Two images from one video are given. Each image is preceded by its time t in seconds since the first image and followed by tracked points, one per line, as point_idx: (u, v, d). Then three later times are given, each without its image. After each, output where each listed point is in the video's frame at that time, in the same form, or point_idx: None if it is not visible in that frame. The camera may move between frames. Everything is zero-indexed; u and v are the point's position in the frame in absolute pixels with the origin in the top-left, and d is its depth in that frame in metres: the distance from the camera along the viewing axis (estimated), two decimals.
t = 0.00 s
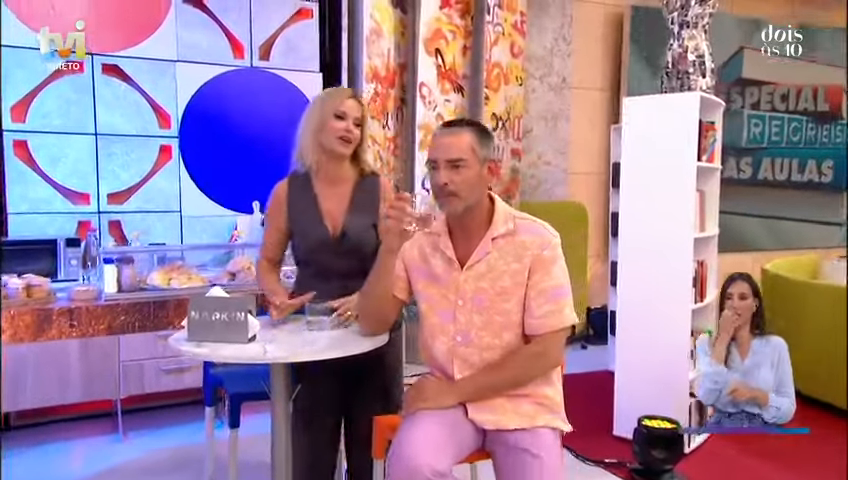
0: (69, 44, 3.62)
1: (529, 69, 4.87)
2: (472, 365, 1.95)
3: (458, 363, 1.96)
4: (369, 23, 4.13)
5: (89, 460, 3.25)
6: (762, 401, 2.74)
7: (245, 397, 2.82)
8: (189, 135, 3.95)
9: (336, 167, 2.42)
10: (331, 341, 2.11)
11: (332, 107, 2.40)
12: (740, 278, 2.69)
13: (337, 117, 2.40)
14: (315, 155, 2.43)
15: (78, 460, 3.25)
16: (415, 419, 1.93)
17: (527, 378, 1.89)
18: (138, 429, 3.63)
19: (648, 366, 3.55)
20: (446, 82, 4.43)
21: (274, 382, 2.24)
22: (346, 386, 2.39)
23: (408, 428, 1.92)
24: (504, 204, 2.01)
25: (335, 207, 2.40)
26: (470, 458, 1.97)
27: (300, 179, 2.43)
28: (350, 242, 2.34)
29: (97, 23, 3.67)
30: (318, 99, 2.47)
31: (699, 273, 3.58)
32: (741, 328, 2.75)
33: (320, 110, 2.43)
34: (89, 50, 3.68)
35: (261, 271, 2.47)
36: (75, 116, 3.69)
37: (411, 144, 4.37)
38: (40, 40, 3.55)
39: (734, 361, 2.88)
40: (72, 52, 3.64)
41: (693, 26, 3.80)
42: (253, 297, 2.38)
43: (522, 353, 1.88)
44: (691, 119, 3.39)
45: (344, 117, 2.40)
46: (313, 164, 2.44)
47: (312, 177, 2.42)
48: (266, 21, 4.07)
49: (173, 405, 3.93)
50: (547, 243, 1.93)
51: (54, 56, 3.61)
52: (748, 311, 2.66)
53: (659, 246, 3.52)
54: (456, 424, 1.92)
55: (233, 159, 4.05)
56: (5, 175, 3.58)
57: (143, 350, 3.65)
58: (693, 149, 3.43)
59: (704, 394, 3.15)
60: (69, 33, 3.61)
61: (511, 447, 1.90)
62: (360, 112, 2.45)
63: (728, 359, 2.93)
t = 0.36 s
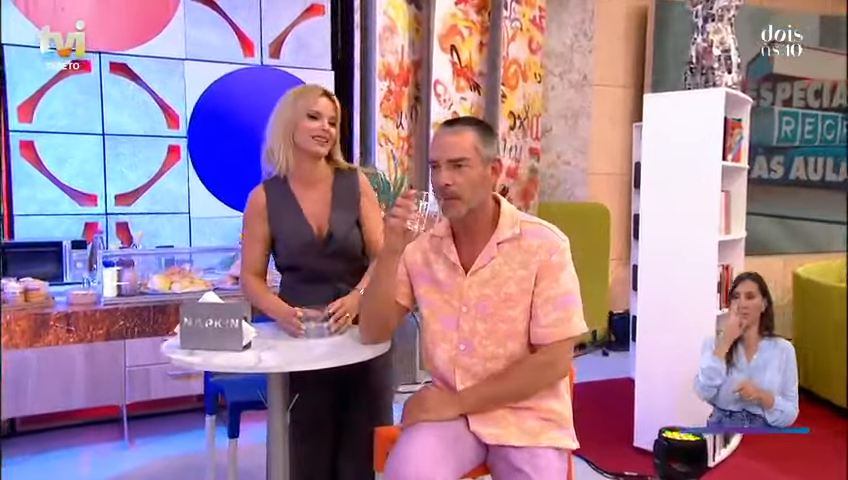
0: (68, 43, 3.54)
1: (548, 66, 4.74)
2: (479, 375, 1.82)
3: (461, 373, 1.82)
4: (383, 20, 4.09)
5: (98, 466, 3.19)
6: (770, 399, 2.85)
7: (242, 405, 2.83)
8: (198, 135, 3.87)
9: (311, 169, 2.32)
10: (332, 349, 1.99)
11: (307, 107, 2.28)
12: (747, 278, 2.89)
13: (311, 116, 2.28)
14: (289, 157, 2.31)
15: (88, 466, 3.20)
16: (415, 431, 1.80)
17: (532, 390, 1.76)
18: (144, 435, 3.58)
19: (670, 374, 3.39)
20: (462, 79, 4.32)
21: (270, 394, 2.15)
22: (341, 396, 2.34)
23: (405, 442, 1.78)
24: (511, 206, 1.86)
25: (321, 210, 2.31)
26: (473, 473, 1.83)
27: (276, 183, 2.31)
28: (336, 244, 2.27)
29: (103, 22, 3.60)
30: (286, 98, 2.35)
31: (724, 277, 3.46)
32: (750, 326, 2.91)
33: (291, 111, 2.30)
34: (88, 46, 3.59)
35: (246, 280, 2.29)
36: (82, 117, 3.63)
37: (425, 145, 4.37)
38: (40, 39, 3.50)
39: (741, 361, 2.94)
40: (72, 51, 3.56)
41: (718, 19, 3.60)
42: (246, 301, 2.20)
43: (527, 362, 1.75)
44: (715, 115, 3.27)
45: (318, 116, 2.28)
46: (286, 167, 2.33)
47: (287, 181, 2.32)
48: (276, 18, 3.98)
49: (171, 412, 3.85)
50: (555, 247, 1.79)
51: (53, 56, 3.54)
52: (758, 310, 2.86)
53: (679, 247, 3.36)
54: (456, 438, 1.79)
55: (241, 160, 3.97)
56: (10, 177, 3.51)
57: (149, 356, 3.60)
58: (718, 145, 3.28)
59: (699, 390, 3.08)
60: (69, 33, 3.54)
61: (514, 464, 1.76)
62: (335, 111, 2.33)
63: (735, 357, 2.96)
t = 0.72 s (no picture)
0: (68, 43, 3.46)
1: (563, 63, 4.69)
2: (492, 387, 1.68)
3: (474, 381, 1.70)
4: (392, 16, 3.96)
5: (99, 474, 3.10)
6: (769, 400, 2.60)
7: (242, 415, 2.82)
8: (202, 133, 3.76)
9: (330, 179, 2.20)
10: (328, 360, 1.86)
11: (330, 114, 2.18)
12: (738, 277, 2.72)
13: (336, 124, 2.17)
14: (308, 165, 2.17)
15: (86, 473, 3.11)
16: (422, 447, 1.66)
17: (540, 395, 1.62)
18: (145, 444, 3.49)
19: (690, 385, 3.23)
20: (474, 77, 4.20)
21: (269, 403, 2.02)
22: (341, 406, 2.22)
23: (411, 459, 1.65)
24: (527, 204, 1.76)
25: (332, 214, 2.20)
26: None
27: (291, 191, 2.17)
28: (348, 256, 2.18)
29: (104, 19, 3.51)
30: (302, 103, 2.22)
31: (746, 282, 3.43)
32: (747, 326, 2.69)
33: (312, 116, 2.18)
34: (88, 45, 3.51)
35: (250, 285, 2.12)
36: (84, 117, 3.54)
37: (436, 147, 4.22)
38: (40, 38, 3.40)
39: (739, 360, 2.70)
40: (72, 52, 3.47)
41: (740, 13, 3.48)
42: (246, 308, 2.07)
43: (538, 367, 1.61)
44: (739, 114, 3.13)
45: (343, 125, 2.18)
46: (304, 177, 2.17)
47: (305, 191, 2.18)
48: (282, 16, 3.90)
49: (171, 420, 3.79)
50: (575, 247, 1.67)
51: (53, 57, 3.45)
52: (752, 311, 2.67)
53: (701, 250, 3.22)
54: (467, 454, 1.65)
55: (246, 159, 3.83)
56: (10, 178, 3.41)
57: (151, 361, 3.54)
58: (741, 142, 3.13)
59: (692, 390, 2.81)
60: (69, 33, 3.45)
61: None
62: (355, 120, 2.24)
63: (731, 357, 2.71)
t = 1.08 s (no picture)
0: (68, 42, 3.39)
1: (573, 61, 4.57)
2: (521, 389, 1.63)
3: (501, 382, 1.64)
4: (398, 14, 3.87)
5: None
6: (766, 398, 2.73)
7: (242, 425, 2.72)
8: (203, 134, 3.68)
9: (368, 194, 2.11)
10: (338, 366, 1.80)
11: (374, 127, 2.08)
12: (724, 278, 2.80)
13: (380, 137, 2.08)
14: (348, 178, 2.07)
15: None
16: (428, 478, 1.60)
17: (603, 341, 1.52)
18: (145, 452, 3.41)
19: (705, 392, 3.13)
20: (482, 76, 4.10)
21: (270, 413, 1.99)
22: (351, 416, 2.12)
23: None
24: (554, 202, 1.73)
25: (363, 227, 2.12)
26: None
27: (322, 198, 2.10)
28: (374, 274, 2.08)
29: (105, 18, 3.43)
30: (345, 111, 2.11)
31: (762, 287, 3.34)
32: (738, 327, 2.78)
33: (356, 127, 2.08)
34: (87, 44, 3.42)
35: (263, 289, 2.08)
36: (82, 116, 3.45)
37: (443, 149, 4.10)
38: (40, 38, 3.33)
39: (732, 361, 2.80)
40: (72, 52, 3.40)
41: (758, 9, 3.36)
42: (247, 314, 2.02)
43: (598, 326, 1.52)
44: (757, 113, 3.02)
45: (387, 139, 2.09)
46: (343, 190, 2.08)
47: (341, 205, 2.09)
48: (287, 12, 3.82)
49: (169, 428, 3.71)
50: (604, 237, 1.62)
51: (54, 58, 3.37)
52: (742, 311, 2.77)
53: (717, 254, 3.11)
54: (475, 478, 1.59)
55: (247, 158, 3.76)
56: (7, 179, 3.33)
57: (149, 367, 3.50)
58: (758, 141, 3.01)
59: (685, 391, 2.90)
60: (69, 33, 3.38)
61: None
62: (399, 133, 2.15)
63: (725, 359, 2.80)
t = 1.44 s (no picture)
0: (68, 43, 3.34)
1: (578, 58, 4.44)
2: (536, 382, 1.70)
3: (519, 377, 1.70)
4: (399, 9, 3.80)
5: None
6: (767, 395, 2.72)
7: (240, 429, 2.66)
8: (200, 132, 3.61)
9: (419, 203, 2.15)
10: (336, 372, 1.83)
11: (430, 137, 2.10)
12: (733, 277, 2.83)
13: (435, 147, 2.11)
14: (402, 188, 2.10)
15: None
16: None
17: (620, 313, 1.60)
18: (140, 456, 3.35)
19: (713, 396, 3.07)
20: (485, 73, 4.02)
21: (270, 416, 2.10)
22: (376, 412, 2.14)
23: None
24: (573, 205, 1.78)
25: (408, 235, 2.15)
26: None
27: (373, 205, 2.11)
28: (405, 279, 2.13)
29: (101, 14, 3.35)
30: (399, 120, 2.13)
31: (774, 289, 3.26)
32: (739, 326, 2.79)
33: (411, 137, 2.10)
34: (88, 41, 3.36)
35: (287, 264, 2.18)
36: (77, 114, 3.38)
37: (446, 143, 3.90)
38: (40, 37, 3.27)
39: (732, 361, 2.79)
40: (72, 51, 3.35)
41: (767, 4, 3.29)
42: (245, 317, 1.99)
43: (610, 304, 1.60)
44: (765, 111, 2.93)
45: (442, 148, 2.12)
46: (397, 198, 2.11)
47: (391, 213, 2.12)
48: (286, 7, 3.74)
49: (165, 432, 3.63)
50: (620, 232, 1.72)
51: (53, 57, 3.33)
52: (747, 312, 2.78)
53: (727, 256, 3.02)
54: None
55: (243, 157, 3.67)
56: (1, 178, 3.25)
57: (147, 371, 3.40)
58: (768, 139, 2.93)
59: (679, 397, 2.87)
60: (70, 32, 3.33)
61: None
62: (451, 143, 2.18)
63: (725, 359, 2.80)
